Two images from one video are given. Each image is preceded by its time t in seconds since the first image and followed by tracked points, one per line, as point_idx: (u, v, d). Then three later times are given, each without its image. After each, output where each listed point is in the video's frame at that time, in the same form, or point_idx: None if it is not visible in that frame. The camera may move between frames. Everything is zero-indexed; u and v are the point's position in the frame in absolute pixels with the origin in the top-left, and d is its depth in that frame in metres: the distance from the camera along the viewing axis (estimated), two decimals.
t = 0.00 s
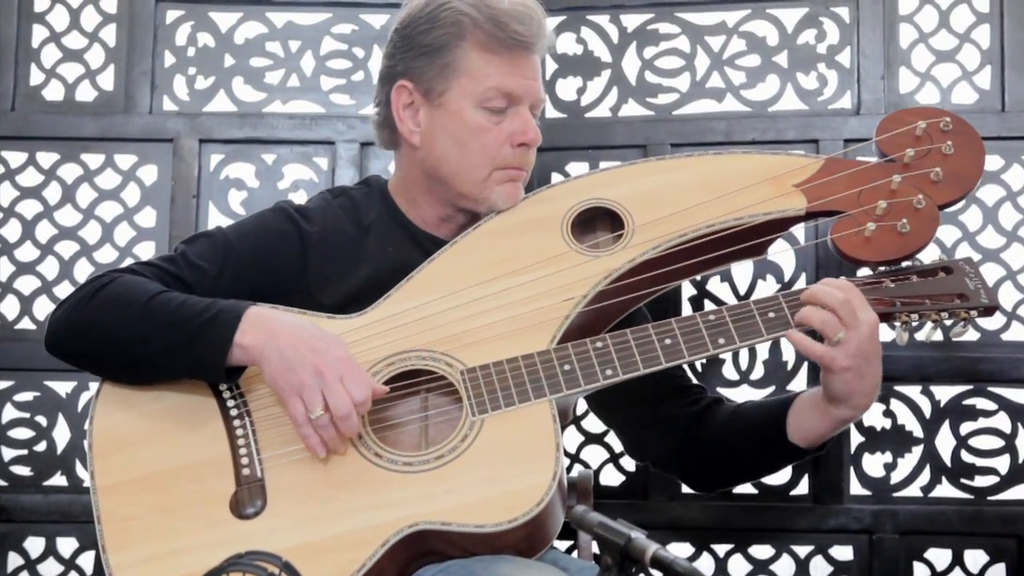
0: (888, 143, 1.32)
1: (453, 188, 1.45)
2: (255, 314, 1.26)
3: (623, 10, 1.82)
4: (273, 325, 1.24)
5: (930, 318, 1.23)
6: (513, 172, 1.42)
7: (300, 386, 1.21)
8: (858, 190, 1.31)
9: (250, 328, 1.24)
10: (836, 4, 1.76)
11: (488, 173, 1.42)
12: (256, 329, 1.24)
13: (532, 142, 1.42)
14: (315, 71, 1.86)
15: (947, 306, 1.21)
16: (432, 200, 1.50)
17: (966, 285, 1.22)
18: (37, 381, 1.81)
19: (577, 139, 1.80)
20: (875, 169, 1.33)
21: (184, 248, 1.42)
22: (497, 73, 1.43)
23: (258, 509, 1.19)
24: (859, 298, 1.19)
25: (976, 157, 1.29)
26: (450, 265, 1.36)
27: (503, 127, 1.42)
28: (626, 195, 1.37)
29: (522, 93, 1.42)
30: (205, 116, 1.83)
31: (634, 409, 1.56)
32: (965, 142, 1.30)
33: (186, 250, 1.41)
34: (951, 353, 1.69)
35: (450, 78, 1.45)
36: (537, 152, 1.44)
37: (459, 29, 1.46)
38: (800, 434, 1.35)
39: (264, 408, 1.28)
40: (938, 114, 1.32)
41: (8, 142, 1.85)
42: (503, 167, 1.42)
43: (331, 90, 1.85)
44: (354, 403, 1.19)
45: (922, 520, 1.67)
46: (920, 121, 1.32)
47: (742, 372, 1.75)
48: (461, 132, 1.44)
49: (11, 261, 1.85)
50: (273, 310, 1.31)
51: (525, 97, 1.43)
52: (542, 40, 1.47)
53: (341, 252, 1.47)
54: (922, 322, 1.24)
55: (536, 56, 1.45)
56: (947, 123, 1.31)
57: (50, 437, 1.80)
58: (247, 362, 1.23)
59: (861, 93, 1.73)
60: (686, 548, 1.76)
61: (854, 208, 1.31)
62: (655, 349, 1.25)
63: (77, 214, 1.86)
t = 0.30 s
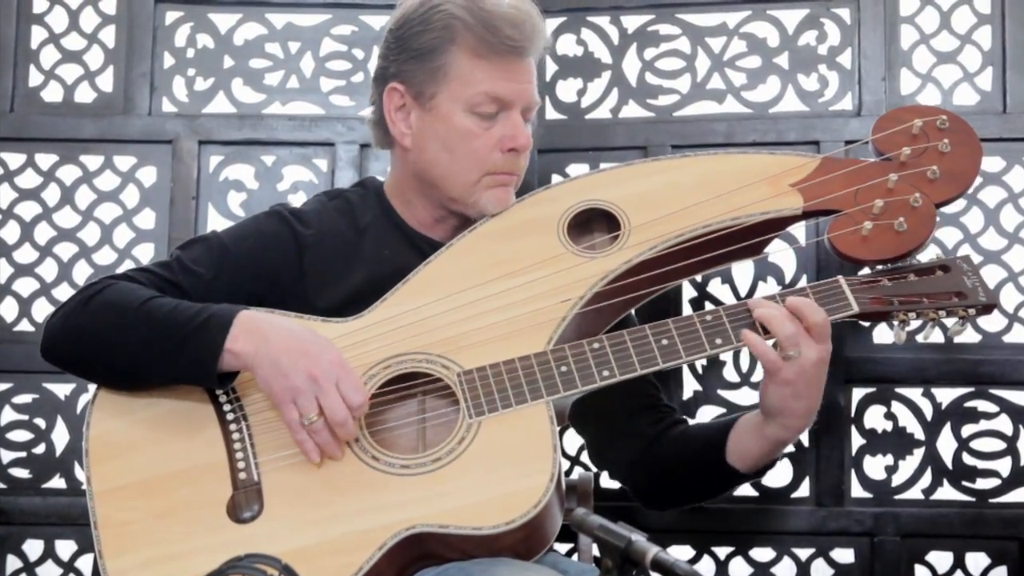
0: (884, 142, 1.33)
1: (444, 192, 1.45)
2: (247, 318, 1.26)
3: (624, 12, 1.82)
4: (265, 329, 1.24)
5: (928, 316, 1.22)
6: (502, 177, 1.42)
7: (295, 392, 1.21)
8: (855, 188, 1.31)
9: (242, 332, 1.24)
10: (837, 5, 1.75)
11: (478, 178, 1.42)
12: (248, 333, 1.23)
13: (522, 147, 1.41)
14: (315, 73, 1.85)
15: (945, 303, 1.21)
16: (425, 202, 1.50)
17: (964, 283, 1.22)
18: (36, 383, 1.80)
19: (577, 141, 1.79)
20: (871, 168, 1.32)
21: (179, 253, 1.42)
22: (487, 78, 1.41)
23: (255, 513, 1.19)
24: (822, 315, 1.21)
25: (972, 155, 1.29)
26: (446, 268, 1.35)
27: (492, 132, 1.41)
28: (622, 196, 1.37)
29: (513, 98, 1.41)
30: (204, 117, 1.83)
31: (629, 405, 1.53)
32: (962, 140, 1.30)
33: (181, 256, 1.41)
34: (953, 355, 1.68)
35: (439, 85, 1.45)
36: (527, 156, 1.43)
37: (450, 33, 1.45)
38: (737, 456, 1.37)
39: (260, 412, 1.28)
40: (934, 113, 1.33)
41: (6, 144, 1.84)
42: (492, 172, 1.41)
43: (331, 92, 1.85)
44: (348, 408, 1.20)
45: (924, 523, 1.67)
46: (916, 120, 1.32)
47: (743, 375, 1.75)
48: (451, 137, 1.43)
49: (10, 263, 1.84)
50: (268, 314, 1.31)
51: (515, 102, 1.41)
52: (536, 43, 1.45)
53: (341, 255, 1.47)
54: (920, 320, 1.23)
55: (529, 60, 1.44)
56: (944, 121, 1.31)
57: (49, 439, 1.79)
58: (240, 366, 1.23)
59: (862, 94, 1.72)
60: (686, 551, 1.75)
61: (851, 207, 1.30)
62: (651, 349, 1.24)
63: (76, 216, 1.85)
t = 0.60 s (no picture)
0: (884, 141, 1.33)
1: (423, 196, 1.45)
2: (252, 320, 1.26)
3: (624, 13, 1.81)
4: (269, 330, 1.24)
5: (929, 314, 1.22)
6: (478, 192, 1.41)
7: (299, 390, 1.20)
8: (855, 187, 1.31)
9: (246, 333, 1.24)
10: (838, 6, 1.75)
11: (454, 190, 1.41)
12: (252, 334, 1.23)
13: (502, 167, 1.39)
14: (315, 74, 1.85)
15: (946, 301, 1.20)
16: (411, 201, 1.50)
17: (964, 280, 1.22)
18: (35, 385, 1.80)
19: (577, 143, 1.79)
20: (871, 167, 1.32)
21: (178, 257, 1.40)
22: (480, 93, 1.39)
23: (256, 516, 1.18)
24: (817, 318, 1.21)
25: (972, 154, 1.29)
26: (447, 271, 1.35)
27: (476, 147, 1.39)
28: (622, 197, 1.37)
29: (503, 117, 1.39)
30: (204, 119, 1.83)
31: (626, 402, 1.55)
32: (960, 138, 1.30)
33: (180, 260, 1.39)
34: (954, 357, 1.68)
35: (434, 88, 1.44)
36: (508, 177, 1.41)
37: (454, 40, 1.44)
38: (702, 440, 1.44)
39: (263, 415, 1.28)
40: (933, 111, 1.32)
41: (5, 145, 1.84)
42: (469, 185, 1.40)
43: (331, 93, 1.84)
44: (351, 405, 1.19)
45: (926, 525, 1.66)
46: (915, 118, 1.32)
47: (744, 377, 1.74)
48: (435, 144, 1.42)
49: (9, 265, 1.84)
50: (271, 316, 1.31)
51: (506, 121, 1.39)
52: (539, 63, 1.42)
53: (340, 257, 1.46)
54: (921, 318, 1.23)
55: (531, 81, 1.40)
56: (943, 119, 1.31)
57: (48, 441, 1.79)
58: (245, 368, 1.23)
59: (863, 95, 1.72)
60: (687, 554, 1.75)
61: (851, 206, 1.30)
62: (653, 350, 1.24)
63: (75, 218, 1.85)
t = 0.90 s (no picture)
0: (887, 146, 1.32)
1: (423, 200, 1.44)
2: (249, 317, 1.25)
3: (625, 13, 1.81)
4: (267, 328, 1.23)
5: (930, 320, 1.21)
6: (477, 199, 1.39)
7: (296, 388, 1.19)
8: (858, 192, 1.30)
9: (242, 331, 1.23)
10: (839, 7, 1.74)
11: (453, 196, 1.40)
12: (249, 333, 1.22)
13: (500, 175, 1.37)
14: (314, 75, 1.84)
15: (948, 308, 1.20)
16: (411, 203, 1.49)
17: (965, 287, 1.22)
18: (33, 386, 1.79)
19: (577, 144, 1.78)
20: (874, 173, 1.31)
21: (177, 257, 1.39)
22: (481, 99, 1.38)
23: (255, 516, 1.17)
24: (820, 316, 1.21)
25: (976, 160, 1.28)
26: (448, 272, 1.34)
27: (475, 154, 1.38)
28: (624, 199, 1.36)
29: (503, 124, 1.37)
30: (203, 119, 1.82)
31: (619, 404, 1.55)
32: (964, 144, 1.29)
33: (179, 261, 1.38)
34: (956, 358, 1.67)
35: (435, 93, 1.42)
36: (507, 184, 1.39)
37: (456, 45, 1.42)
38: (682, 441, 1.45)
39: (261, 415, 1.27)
40: (937, 117, 1.32)
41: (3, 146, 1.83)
42: (468, 192, 1.39)
43: (331, 93, 1.84)
44: (350, 405, 1.19)
45: (928, 527, 1.65)
46: (918, 124, 1.31)
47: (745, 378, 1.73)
48: (435, 149, 1.41)
49: (7, 266, 1.83)
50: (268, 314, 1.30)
51: (506, 129, 1.37)
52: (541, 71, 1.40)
53: (340, 258, 1.46)
54: (922, 323, 1.23)
55: (533, 89, 1.39)
56: (946, 125, 1.31)
57: (46, 443, 1.78)
58: (241, 365, 1.22)
59: (864, 95, 1.71)
60: (688, 556, 1.74)
61: (853, 211, 1.30)
62: (654, 353, 1.23)
63: (74, 219, 1.84)
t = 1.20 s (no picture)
0: (891, 143, 1.31)
1: (430, 201, 1.43)
2: (243, 316, 1.24)
3: (625, 13, 1.80)
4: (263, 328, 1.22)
5: (934, 320, 1.21)
6: (487, 194, 1.39)
7: (292, 391, 1.19)
8: (861, 190, 1.30)
9: (236, 331, 1.22)
10: (841, 7, 1.74)
11: (462, 193, 1.40)
12: (242, 333, 1.21)
13: (507, 167, 1.37)
14: (313, 75, 1.84)
15: (952, 307, 1.20)
16: (416, 206, 1.48)
17: (971, 287, 1.21)
18: (30, 388, 1.78)
19: (577, 144, 1.78)
20: (877, 170, 1.31)
21: (175, 258, 1.38)
22: (479, 93, 1.38)
23: (255, 518, 1.17)
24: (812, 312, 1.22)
25: (978, 158, 1.28)
26: (448, 273, 1.33)
27: (480, 149, 1.38)
28: (625, 198, 1.35)
29: (504, 117, 1.37)
30: (201, 120, 1.81)
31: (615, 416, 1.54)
32: (969, 141, 1.29)
33: (177, 262, 1.38)
34: (957, 360, 1.67)
35: (430, 94, 1.42)
36: (514, 175, 1.39)
37: (446, 42, 1.42)
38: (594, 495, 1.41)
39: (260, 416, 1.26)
40: (941, 114, 1.31)
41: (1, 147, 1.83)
42: (477, 188, 1.39)
43: (330, 94, 1.83)
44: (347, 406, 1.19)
45: (929, 529, 1.65)
46: (922, 121, 1.31)
47: (746, 379, 1.73)
48: (438, 149, 1.40)
49: (5, 267, 1.82)
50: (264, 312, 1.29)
51: (507, 121, 1.37)
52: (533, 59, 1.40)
53: (338, 260, 1.45)
54: (926, 323, 1.23)
55: (527, 78, 1.39)
56: (950, 122, 1.30)
57: (44, 445, 1.78)
58: (236, 365, 1.21)
59: (865, 96, 1.71)
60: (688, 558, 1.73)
61: (857, 209, 1.29)
62: (656, 355, 1.22)
63: (72, 219, 1.84)
